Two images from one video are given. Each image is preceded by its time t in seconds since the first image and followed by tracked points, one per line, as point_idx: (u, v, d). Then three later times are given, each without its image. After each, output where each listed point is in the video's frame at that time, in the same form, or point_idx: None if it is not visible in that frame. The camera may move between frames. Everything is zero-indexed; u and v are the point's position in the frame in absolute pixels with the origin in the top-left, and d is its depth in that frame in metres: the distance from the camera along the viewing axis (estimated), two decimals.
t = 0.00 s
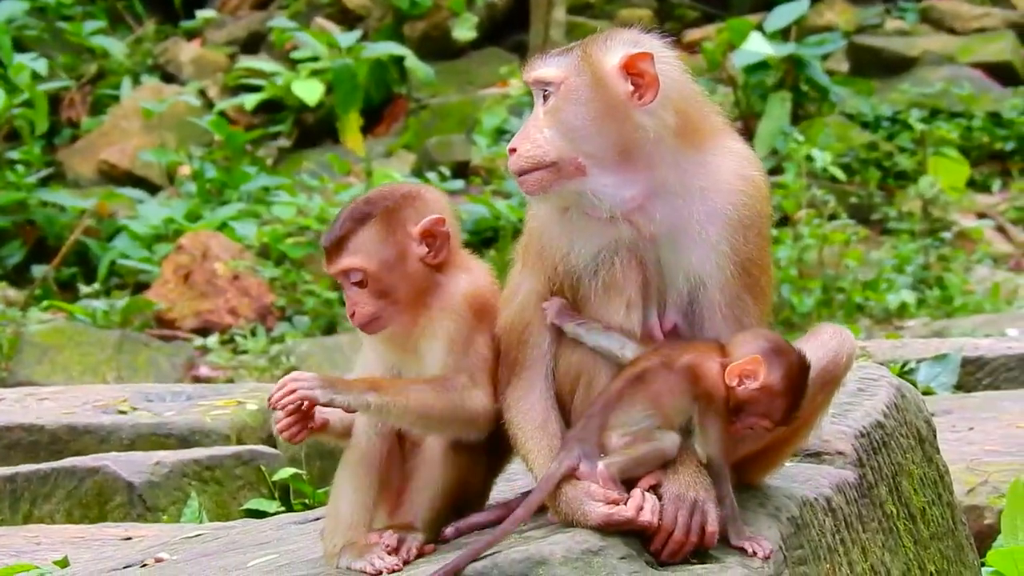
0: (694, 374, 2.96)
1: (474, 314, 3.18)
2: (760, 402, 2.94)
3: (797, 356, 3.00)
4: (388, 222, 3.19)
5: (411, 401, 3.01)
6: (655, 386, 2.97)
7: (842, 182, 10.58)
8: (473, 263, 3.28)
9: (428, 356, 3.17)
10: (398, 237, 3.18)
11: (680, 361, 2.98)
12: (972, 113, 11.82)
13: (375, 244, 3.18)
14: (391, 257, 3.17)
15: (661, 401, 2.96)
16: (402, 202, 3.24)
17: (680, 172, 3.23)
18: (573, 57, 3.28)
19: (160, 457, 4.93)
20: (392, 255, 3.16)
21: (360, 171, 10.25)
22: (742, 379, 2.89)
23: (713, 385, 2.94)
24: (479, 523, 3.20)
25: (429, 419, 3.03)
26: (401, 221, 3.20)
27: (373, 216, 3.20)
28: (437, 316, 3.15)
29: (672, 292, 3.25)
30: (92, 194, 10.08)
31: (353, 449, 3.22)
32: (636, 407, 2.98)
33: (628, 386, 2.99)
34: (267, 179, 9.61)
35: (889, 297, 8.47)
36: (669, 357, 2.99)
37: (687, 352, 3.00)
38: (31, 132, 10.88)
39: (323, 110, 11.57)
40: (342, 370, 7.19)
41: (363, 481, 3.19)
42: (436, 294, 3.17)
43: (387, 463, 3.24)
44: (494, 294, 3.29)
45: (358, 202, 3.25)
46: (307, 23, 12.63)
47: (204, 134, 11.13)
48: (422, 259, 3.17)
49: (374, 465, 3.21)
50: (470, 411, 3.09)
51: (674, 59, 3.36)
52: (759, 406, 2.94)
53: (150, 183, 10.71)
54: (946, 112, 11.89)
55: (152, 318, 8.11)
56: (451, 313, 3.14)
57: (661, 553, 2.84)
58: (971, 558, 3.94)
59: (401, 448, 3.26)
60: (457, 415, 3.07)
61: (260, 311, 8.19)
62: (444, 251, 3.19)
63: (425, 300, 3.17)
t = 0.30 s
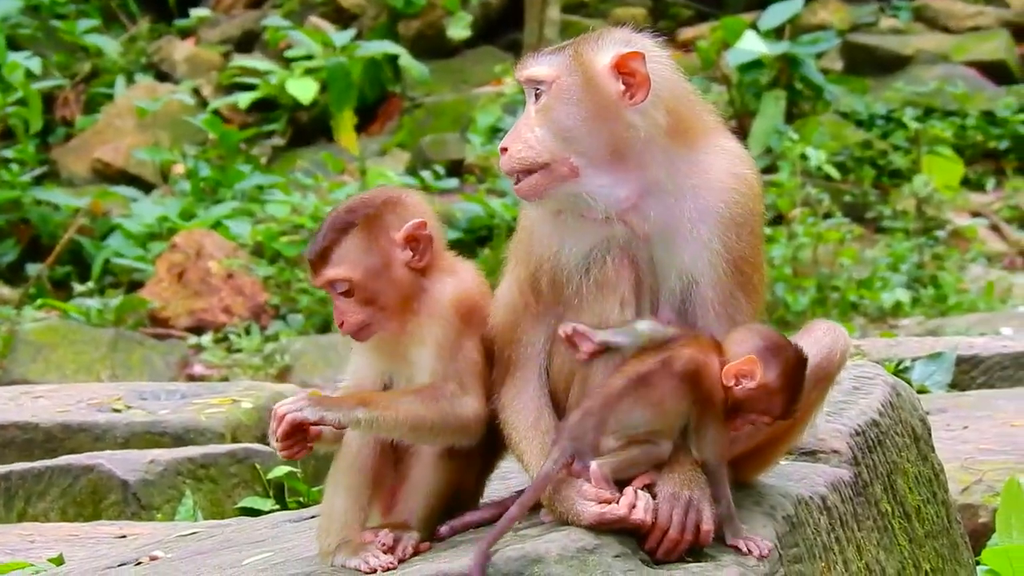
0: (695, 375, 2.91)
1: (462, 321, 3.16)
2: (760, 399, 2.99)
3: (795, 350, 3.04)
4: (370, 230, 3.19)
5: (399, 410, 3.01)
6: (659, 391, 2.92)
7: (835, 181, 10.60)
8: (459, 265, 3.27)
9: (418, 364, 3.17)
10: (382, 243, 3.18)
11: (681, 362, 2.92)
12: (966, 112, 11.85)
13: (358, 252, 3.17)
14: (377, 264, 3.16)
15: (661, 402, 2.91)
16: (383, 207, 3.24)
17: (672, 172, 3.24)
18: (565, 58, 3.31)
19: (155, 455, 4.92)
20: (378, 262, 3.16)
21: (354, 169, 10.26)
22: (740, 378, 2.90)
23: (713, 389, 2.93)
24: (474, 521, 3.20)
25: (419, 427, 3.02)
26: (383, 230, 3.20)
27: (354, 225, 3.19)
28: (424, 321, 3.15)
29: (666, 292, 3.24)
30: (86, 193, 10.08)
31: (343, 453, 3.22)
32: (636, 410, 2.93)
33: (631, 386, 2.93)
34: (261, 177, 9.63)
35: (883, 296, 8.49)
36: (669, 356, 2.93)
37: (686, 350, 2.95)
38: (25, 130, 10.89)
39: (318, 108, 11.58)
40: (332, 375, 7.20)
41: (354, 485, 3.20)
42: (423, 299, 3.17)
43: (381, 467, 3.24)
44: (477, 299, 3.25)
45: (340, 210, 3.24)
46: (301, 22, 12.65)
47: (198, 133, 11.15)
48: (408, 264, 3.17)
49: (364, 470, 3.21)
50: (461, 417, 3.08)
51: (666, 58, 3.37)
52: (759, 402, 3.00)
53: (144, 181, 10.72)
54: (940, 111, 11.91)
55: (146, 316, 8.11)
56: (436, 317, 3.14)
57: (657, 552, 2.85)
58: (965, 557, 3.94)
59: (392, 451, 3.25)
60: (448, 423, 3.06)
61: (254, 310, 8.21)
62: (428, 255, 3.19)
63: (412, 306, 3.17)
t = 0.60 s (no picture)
0: (686, 370, 2.93)
1: (393, 313, 2.98)
2: (750, 362, 2.90)
3: (767, 304, 2.96)
4: (308, 234, 3.15)
5: (337, 413, 2.90)
6: (649, 385, 2.94)
7: (829, 179, 10.62)
8: (408, 263, 3.12)
9: (366, 361, 3.04)
10: (321, 247, 3.12)
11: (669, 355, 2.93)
12: (960, 110, 11.87)
13: (296, 252, 3.14)
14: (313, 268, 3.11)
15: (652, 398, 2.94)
16: (324, 210, 3.18)
17: (667, 170, 3.24)
18: (560, 58, 3.31)
19: (149, 453, 4.90)
20: (314, 266, 3.10)
21: (348, 167, 10.28)
22: (716, 341, 2.86)
23: (705, 380, 2.93)
24: (467, 520, 3.21)
25: (364, 426, 2.92)
26: (329, 232, 3.14)
27: (293, 228, 3.16)
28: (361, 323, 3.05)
29: (661, 290, 3.24)
30: (80, 190, 10.08)
31: (320, 459, 3.14)
32: (628, 404, 2.95)
33: (621, 382, 2.94)
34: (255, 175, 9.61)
35: (877, 294, 8.50)
36: (660, 353, 2.94)
37: (677, 345, 2.96)
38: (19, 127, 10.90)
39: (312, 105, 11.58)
40: (308, 374, 7.12)
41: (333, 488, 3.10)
42: (363, 300, 3.06)
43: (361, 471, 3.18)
44: (431, 292, 3.05)
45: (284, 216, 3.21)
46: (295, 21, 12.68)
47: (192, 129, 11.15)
48: (343, 266, 3.08)
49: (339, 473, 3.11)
50: (408, 409, 2.94)
51: (663, 56, 3.37)
52: (751, 366, 2.90)
53: (137, 179, 10.73)
54: (933, 109, 11.96)
55: (140, 314, 8.11)
56: (372, 318, 3.01)
57: (652, 550, 2.85)
58: (960, 554, 3.94)
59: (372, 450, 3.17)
60: (397, 422, 2.94)
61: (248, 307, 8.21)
62: (364, 258, 3.08)
63: (350, 309, 3.07)
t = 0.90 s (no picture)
0: (674, 368, 2.95)
1: (230, 327, 2.67)
2: (738, 356, 2.94)
3: (748, 298, 3.01)
4: (157, 244, 2.83)
5: (188, 436, 2.60)
6: (635, 383, 2.96)
7: (820, 178, 10.64)
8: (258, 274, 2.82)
9: (211, 380, 2.76)
10: (166, 259, 2.80)
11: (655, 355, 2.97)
12: (950, 109, 11.91)
13: (139, 263, 2.80)
14: (154, 280, 2.79)
15: (638, 395, 2.96)
16: (170, 225, 2.87)
17: (656, 169, 3.24)
18: (547, 57, 3.31)
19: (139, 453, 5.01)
20: (159, 280, 2.78)
21: (339, 167, 10.29)
22: (704, 338, 2.89)
23: (693, 378, 2.94)
24: (457, 518, 3.15)
25: (222, 442, 2.62)
26: (173, 241, 2.83)
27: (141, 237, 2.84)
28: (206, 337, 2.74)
29: (650, 289, 3.25)
30: (71, 189, 10.10)
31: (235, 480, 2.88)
32: (614, 403, 2.97)
33: (605, 381, 2.97)
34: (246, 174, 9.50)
35: (868, 294, 8.50)
36: (647, 354, 2.98)
37: (665, 346, 2.99)
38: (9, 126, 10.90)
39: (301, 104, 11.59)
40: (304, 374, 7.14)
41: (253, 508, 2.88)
42: (204, 313, 2.75)
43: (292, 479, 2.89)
44: (271, 300, 2.74)
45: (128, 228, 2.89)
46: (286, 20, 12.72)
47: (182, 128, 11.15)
48: (187, 281, 2.77)
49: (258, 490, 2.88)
50: (263, 422, 2.64)
51: (651, 55, 3.37)
52: (739, 359, 2.94)
53: (127, 178, 10.73)
54: (924, 108, 11.99)
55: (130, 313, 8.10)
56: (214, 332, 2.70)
57: (642, 549, 2.85)
58: (950, 553, 3.95)
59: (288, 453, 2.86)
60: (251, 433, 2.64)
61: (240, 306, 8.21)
62: (214, 272, 2.79)
63: (194, 324, 2.76)
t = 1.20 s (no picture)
0: (661, 367, 2.93)
1: (24, 417, 2.74)
2: (727, 355, 2.94)
3: (737, 297, 3.01)
4: None
5: (30, 544, 2.81)
6: (622, 382, 2.94)
7: (808, 177, 10.66)
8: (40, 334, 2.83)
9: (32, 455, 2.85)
10: None
11: (644, 355, 2.95)
12: (938, 108, 11.96)
13: None
14: None
15: (627, 395, 2.94)
16: None
17: (644, 169, 3.24)
18: (538, 56, 3.31)
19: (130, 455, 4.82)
20: None
21: (327, 166, 10.31)
22: (694, 338, 2.89)
23: (681, 376, 2.93)
24: (445, 517, 3.11)
25: (58, 532, 2.82)
26: None
27: None
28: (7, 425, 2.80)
29: (639, 289, 3.24)
30: (58, 189, 10.12)
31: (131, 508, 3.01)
32: (601, 401, 2.94)
33: (592, 380, 2.95)
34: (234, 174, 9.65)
35: (856, 293, 8.49)
36: (635, 354, 2.96)
37: (654, 346, 2.97)
38: None
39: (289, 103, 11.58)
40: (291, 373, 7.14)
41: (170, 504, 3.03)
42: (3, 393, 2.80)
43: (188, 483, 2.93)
44: (47, 370, 2.76)
45: None
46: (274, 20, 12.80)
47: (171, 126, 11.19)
48: None
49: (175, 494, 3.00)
50: (83, 499, 2.79)
51: (641, 56, 3.36)
52: (728, 358, 2.94)
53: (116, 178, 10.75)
54: (913, 107, 12.04)
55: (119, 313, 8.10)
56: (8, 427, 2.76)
57: (630, 548, 2.86)
58: (939, 552, 3.95)
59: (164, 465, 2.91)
60: (81, 510, 2.79)
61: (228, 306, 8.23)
62: None
63: None
